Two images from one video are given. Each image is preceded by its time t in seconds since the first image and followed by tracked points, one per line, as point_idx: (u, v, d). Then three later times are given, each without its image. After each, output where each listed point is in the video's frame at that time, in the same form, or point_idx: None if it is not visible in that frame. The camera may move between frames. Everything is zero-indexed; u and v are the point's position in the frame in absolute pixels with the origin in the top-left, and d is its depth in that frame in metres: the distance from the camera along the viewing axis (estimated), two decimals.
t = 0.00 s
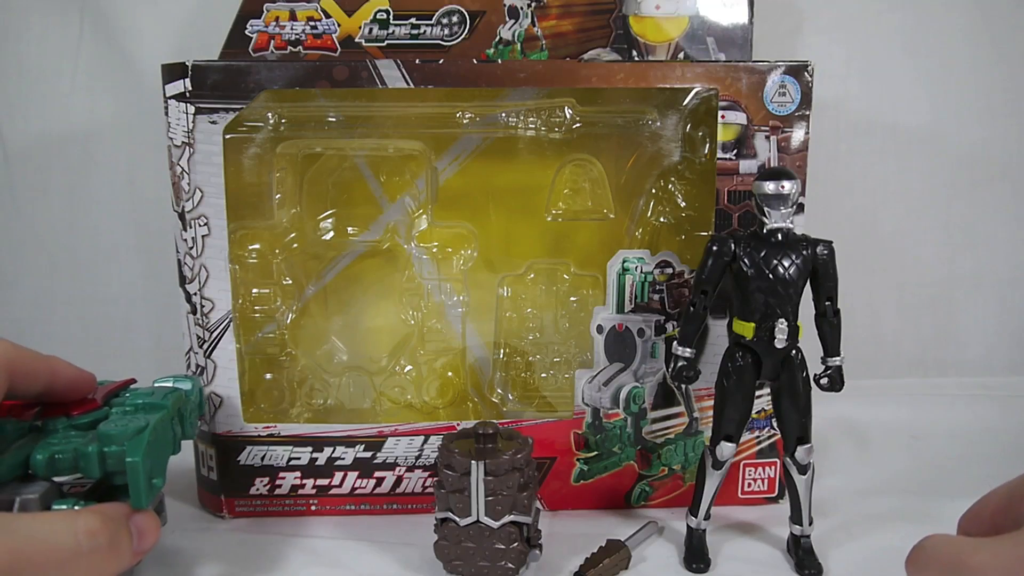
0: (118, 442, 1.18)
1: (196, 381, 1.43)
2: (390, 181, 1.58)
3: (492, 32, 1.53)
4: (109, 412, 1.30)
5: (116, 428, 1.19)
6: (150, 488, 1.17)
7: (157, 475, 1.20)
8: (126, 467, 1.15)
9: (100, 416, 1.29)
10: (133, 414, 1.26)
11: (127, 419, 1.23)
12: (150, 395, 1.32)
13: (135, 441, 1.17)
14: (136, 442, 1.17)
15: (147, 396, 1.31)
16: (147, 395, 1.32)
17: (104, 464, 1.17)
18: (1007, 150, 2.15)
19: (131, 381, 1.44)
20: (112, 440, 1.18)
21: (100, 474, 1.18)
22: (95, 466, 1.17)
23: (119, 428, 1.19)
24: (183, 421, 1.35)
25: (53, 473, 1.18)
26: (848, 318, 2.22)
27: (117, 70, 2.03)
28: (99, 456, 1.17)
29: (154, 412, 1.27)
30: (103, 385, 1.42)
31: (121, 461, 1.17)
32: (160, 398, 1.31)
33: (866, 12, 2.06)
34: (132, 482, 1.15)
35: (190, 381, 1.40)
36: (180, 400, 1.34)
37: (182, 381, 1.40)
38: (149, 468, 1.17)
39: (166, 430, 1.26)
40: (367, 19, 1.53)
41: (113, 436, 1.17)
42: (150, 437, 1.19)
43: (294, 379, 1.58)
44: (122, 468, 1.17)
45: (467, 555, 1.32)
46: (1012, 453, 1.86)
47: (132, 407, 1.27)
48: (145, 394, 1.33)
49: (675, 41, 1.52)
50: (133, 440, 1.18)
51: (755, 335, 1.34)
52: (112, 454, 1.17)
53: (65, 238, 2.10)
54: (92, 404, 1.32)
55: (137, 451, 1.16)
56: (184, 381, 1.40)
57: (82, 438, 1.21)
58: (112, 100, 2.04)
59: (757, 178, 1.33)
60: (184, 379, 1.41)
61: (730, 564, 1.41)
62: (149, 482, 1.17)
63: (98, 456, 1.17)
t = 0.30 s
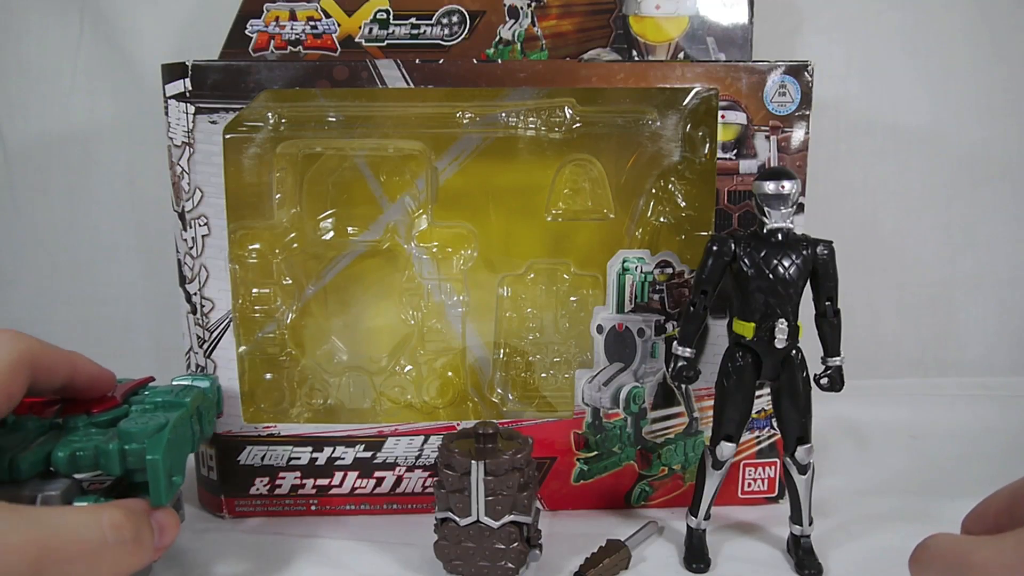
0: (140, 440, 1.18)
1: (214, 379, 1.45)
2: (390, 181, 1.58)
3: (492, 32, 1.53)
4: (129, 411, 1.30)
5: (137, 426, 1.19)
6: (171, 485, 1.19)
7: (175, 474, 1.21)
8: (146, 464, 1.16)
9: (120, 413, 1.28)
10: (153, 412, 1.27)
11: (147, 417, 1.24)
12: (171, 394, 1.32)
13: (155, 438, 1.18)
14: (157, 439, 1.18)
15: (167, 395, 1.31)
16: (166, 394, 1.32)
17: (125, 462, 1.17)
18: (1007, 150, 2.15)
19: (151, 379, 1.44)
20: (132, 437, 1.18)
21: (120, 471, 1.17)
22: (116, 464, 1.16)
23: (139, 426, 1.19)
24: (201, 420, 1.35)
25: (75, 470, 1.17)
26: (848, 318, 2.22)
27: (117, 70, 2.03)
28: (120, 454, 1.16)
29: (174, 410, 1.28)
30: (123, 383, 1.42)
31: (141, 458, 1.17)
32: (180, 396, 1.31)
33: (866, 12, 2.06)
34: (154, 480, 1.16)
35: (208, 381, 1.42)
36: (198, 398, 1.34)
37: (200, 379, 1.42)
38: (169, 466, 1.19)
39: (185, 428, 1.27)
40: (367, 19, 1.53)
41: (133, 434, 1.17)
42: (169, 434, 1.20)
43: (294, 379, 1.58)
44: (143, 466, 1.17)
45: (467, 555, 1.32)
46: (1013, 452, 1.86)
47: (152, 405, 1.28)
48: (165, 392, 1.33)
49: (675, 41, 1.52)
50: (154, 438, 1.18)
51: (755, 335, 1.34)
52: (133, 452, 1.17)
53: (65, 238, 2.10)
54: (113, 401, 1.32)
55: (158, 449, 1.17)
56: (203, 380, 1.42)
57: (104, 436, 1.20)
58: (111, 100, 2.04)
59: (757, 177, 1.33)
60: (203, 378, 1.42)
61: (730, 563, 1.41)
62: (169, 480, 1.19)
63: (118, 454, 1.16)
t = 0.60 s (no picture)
0: (152, 439, 1.17)
1: (226, 377, 1.44)
2: (390, 181, 1.58)
3: (492, 33, 1.53)
4: (140, 409, 1.30)
5: (149, 425, 1.19)
6: (183, 484, 1.19)
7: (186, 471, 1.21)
8: (158, 463, 1.16)
9: (131, 412, 1.28)
10: (165, 411, 1.26)
11: (158, 415, 1.24)
12: (183, 392, 1.31)
13: (168, 437, 1.18)
14: (169, 438, 1.18)
15: (179, 392, 1.31)
16: (178, 391, 1.31)
17: (138, 461, 1.17)
18: (1007, 150, 2.15)
19: (161, 378, 1.44)
20: (144, 437, 1.17)
21: (133, 470, 1.17)
22: (129, 463, 1.16)
23: (151, 425, 1.19)
24: (212, 418, 1.35)
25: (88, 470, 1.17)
26: (848, 318, 2.22)
27: (117, 70, 2.03)
28: (132, 452, 1.16)
29: (186, 409, 1.27)
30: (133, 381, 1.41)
31: (154, 457, 1.17)
32: (192, 393, 1.31)
33: (867, 12, 2.06)
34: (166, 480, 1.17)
35: (218, 377, 1.41)
36: (209, 396, 1.33)
37: (212, 377, 1.41)
38: (181, 465, 1.19)
39: (197, 426, 1.27)
40: (367, 19, 1.53)
41: (145, 433, 1.17)
42: (182, 433, 1.20)
43: (294, 379, 1.58)
44: (156, 465, 1.17)
45: (467, 555, 1.32)
46: (1013, 453, 1.86)
47: (164, 403, 1.28)
48: (177, 390, 1.33)
49: (675, 41, 1.52)
50: (166, 437, 1.18)
51: (755, 335, 1.34)
52: (145, 451, 1.16)
53: (65, 238, 2.10)
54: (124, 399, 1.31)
55: (170, 448, 1.17)
56: (214, 376, 1.41)
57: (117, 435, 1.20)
58: (112, 100, 2.04)
59: (757, 178, 1.33)
60: (213, 376, 1.41)
61: (730, 564, 1.41)
62: (181, 479, 1.19)
63: (131, 453, 1.16)
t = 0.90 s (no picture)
0: (154, 438, 1.17)
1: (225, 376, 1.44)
2: (390, 181, 1.58)
3: (492, 33, 1.53)
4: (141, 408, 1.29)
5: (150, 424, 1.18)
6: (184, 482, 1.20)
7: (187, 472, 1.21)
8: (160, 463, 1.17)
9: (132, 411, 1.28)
10: (166, 410, 1.26)
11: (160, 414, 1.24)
12: (183, 392, 1.31)
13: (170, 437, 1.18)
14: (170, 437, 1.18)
15: (179, 391, 1.30)
16: (179, 390, 1.31)
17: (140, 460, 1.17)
18: (1007, 150, 2.15)
19: (160, 377, 1.43)
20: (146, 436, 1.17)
21: (134, 470, 1.17)
22: (130, 463, 1.16)
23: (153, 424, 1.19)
24: (212, 418, 1.35)
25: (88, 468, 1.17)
26: (848, 318, 2.22)
27: (117, 70, 2.03)
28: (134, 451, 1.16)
29: (186, 408, 1.27)
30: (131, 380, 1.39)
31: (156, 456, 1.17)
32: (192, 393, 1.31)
33: (866, 12, 2.06)
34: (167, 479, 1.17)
35: (219, 377, 1.41)
36: (210, 396, 1.33)
37: (212, 377, 1.41)
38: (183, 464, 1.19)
39: (198, 426, 1.27)
40: (367, 19, 1.53)
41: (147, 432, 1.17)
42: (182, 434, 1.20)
43: (294, 379, 1.58)
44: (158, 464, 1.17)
45: (467, 555, 1.32)
46: (1012, 453, 1.86)
47: (164, 401, 1.27)
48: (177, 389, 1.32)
49: (675, 41, 1.52)
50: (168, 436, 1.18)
51: (755, 335, 1.34)
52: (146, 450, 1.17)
53: (65, 238, 2.10)
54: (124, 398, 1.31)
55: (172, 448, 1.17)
56: (214, 376, 1.41)
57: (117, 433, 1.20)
58: (112, 100, 2.04)
59: (757, 178, 1.33)
60: (214, 376, 1.41)
61: (730, 564, 1.41)
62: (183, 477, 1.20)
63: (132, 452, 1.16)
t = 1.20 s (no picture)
0: (153, 438, 1.17)
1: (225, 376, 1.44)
2: (389, 181, 1.58)
3: (492, 33, 1.53)
4: (141, 409, 1.29)
5: (149, 424, 1.18)
6: (184, 482, 1.20)
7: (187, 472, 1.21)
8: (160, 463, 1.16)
9: (133, 412, 1.28)
10: (166, 410, 1.26)
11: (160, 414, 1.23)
12: (184, 393, 1.31)
13: (170, 436, 1.18)
14: (171, 437, 1.18)
15: (179, 390, 1.30)
16: (179, 391, 1.31)
17: (139, 460, 1.17)
18: (1007, 150, 2.15)
19: (161, 377, 1.43)
20: (145, 436, 1.17)
21: (134, 470, 1.17)
22: (129, 463, 1.16)
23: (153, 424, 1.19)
24: (212, 418, 1.35)
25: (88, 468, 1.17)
26: (848, 318, 2.22)
27: (117, 69, 2.03)
28: (133, 451, 1.16)
29: (187, 408, 1.27)
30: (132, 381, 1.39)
31: (156, 456, 1.17)
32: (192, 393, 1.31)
33: (866, 12, 2.06)
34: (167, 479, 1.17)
35: (218, 377, 1.41)
36: (210, 395, 1.33)
37: (212, 376, 1.41)
38: (182, 464, 1.19)
39: (198, 425, 1.26)
40: (367, 19, 1.53)
41: (147, 432, 1.17)
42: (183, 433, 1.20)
43: (294, 379, 1.58)
44: (158, 464, 1.17)
45: (467, 555, 1.32)
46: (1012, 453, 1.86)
47: (163, 401, 1.27)
48: (178, 389, 1.32)
49: (675, 41, 1.52)
50: (168, 436, 1.18)
51: (755, 335, 1.34)
52: (147, 451, 1.16)
53: (65, 238, 2.10)
54: (125, 399, 1.31)
55: (172, 448, 1.17)
56: (214, 376, 1.41)
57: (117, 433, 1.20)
58: (112, 100, 2.04)
59: (757, 178, 1.33)
60: (214, 375, 1.41)
61: (730, 564, 1.41)
62: (183, 477, 1.20)
63: (132, 452, 1.16)
